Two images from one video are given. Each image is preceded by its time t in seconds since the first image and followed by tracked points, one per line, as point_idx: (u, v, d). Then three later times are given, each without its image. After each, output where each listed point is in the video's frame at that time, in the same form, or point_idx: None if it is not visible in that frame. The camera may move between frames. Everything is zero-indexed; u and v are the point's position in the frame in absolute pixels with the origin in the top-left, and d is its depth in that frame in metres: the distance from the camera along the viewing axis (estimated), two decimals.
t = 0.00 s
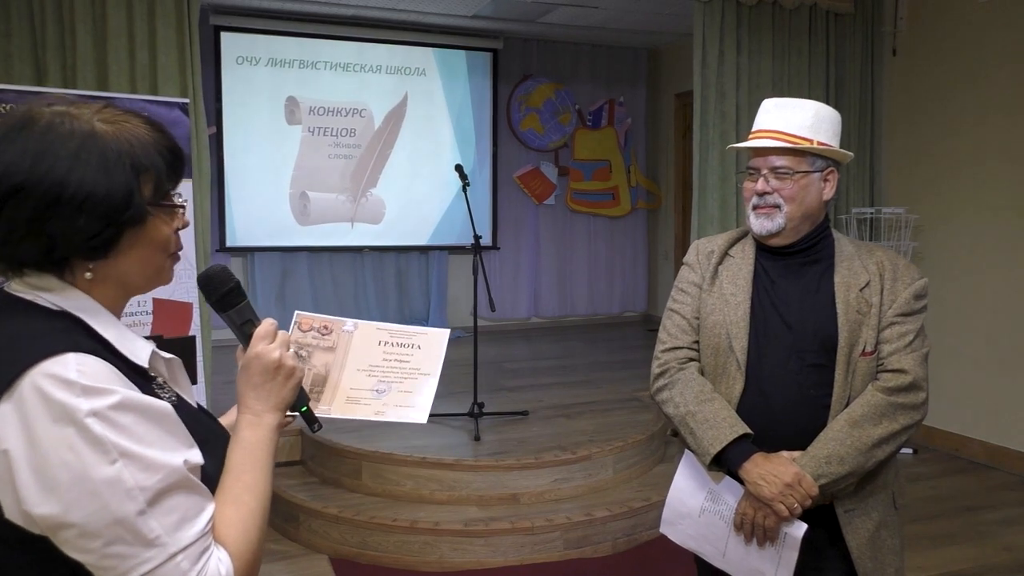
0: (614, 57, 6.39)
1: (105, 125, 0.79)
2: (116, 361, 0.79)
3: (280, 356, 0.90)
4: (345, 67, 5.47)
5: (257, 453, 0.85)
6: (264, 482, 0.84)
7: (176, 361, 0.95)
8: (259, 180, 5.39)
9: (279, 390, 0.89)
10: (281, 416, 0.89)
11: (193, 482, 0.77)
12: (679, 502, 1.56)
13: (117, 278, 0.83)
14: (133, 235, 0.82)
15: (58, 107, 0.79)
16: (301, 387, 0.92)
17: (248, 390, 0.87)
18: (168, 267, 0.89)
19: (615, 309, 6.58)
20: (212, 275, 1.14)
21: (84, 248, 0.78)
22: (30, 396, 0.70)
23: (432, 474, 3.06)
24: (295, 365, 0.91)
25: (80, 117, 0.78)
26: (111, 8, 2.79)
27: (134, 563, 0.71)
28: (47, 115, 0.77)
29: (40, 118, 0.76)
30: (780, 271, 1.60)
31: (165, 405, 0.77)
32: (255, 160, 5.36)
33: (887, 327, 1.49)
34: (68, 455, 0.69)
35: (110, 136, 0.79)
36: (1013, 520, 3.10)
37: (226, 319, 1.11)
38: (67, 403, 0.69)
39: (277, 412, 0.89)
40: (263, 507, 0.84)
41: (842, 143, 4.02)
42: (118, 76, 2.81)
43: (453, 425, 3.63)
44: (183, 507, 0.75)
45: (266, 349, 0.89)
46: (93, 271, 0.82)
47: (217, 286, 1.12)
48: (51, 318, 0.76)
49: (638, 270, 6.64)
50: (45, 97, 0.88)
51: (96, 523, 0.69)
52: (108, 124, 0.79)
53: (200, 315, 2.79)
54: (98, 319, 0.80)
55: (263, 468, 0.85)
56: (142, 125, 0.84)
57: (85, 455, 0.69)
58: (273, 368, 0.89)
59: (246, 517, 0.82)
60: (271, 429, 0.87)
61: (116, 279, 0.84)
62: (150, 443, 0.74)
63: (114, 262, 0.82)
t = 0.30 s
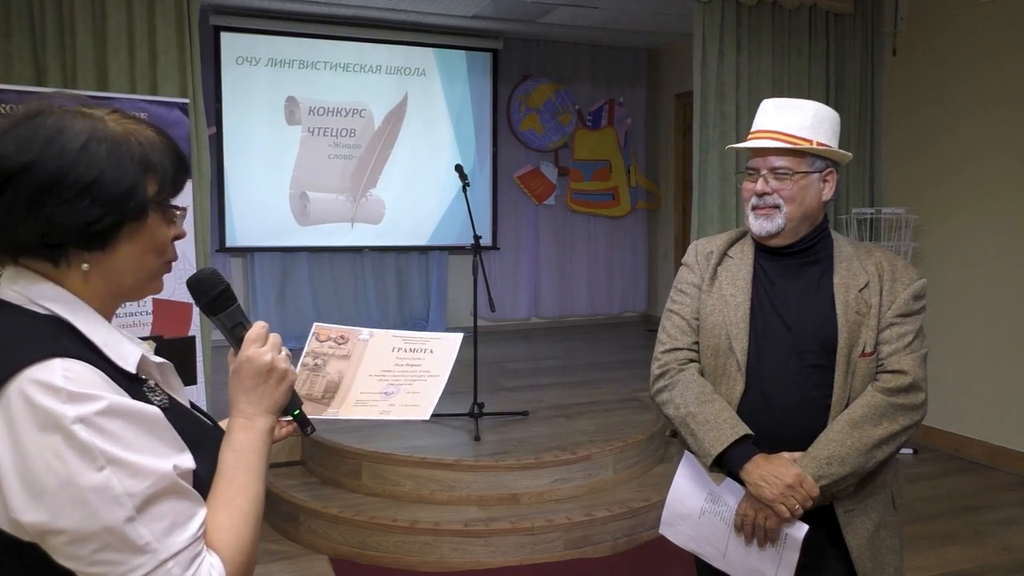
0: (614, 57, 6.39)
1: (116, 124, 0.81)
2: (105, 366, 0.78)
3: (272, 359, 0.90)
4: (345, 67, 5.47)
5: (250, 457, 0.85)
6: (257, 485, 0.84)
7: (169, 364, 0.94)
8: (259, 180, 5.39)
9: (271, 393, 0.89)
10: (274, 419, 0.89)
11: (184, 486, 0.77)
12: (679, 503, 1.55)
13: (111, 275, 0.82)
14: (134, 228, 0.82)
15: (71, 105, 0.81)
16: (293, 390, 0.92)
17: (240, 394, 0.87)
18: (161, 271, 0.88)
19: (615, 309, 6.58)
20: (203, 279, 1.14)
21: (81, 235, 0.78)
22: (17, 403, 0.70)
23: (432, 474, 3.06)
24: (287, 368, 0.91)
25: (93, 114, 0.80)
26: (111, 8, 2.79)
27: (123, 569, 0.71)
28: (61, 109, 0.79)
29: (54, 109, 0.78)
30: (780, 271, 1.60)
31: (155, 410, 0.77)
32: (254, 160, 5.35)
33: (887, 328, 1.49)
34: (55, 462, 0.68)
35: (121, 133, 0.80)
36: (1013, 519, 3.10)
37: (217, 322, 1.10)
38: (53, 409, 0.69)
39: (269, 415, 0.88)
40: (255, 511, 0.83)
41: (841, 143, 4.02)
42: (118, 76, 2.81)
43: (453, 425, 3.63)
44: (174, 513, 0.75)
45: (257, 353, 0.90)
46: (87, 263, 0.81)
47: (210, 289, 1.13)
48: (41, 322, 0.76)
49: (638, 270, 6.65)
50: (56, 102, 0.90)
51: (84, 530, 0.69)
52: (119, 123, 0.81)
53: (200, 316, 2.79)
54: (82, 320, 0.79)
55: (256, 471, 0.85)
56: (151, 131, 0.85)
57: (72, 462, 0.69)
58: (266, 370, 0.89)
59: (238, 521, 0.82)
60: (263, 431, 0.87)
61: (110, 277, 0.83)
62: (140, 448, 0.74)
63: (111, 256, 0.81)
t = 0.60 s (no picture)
0: (615, 57, 6.39)
1: (115, 124, 0.80)
2: (109, 360, 0.79)
3: (273, 356, 0.90)
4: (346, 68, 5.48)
5: (252, 453, 0.85)
6: (260, 481, 0.85)
7: (170, 363, 0.96)
8: (260, 180, 5.39)
9: (272, 390, 0.90)
10: (275, 416, 0.89)
11: (191, 480, 0.78)
12: (678, 503, 1.55)
13: (120, 277, 0.83)
14: (139, 230, 0.82)
15: (68, 106, 0.80)
16: (293, 387, 0.92)
17: (241, 391, 0.87)
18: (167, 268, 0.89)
19: (616, 309, 6.58)
20: (202, 275, 1.13)
21: (90, 239, 0.78)
22: (24, 395, 0.69)
23: (433, 474, 3.06)
24: (287, 365, 0.91)
25: (92, 116, 0.80)
26: (112, 8, 2.79)
27: (131, 562, 0.71)
28: (59, 112, 0.78)
29: (54, 112, 0.77)
30: (778, 272, 1.60)
31: (161, 404, 0.77)
32: (255, 160, 5.36)
33: (885, 328, 1.49)
34: (65, 453, 0.68)
35: (121, 134, 0.80)
36: (1013, 520, 3.09)
37: (218, 320, 1.11)
38: (62, 400, 0.69)
39: (271, 412, 0.89)
40: (257, 507, 0.84)
41: (842, 143, 4.02)
42: (119, 76, 2.81)
43: (454, 425, 3.63)
44: (181, 505, 0.76)
45: (258, 349, 0.90)
46: (98, 265, 0.81)
47: (210, 286, 1.12)
48: (47, 316, 0.75)
49: (639, 270, 6.65)
50: (51, 100, 0.89)
51: (93, 521, 0.69)
52: (118, 123, 0.81)
53: (200, 316, 2.79)
54: (91, 319, 0.80)
55: (258, 468, 0.85)
56: (149, 128, 0.85)
57: (81, 453, 0.69)
58: (267, 367, 0.89)
59: (241, 517, 0.82)
60: (265, 428, 0.87)
61: (119, 278, 0.83)
62: (147, 440, 0.74)
63: (119, 257, 0.82)
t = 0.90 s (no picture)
0: (616, 57, 6.39)
1: (101, 121, 0.81)
2: (107, 358, 0.79)
3: (276, 351, 0.90)
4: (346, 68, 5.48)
5: (253, 449, 0.85)
6: (261, 479, 0.85)
7: (169, 362, 0.96)
8: (261, 180, 5.40)
9: (274, 386, 0.89)
10: (278, 412, 0.89)
11: (188, 477, 0.78)
12: (677, 503, 1.56)
13: (117, 273, 0.83)
14: (128, 226, 0.82)
15: (57, 106, 0.81)
16: (296, 382, 0.92)
17: (243, 386, 0.87)
18: (166, 265, 0.89)
19: (617, 309, 6.58)
20: (205, 271, 1.14)
21: (79, 236, 0.78)
22: (22, 390, 0.69)
23: (434, 475, 3.06)
24: (289, 360, 0.91)
25: (79, 114, 0.80)
26: (113, 7, 2.79)
27: (129, 558, 0.71)
28: (47, 109, 0.79)
29: (40, 111, 0.78)
30: (776, 272, 1.60)
31: (158, 401, 0.77)
32: (256, 161, 5.36)
33: (883, 327, 1.49)
34: (63, 449, 0.69)
35: (107, 130, 0.80)
36: (1014, 520, 3.09)
37: (221, 315, 1.11)
38: (60, 396, 0.69)
39: (273, 407, 0.89)
40: (258, 504, 0.84)
41: (843, 143, 4.02)
42: (120, 76, 2.81)
43: (454, 425, 3.63)
44: (179, 502, 0.76)
45: (260, 345, 0.89)
46: (87, 264, 0.82)
47: (212, 281, 1.12)
48: (46, 315, 0.76)
49: (640, 270, 6.65)
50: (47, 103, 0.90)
51: (90, 516, 0.69)
52: (104, 120, 0.81)
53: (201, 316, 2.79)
54: (91, 316, 0.81)
55: (259, 465, 0.85)
56: (139, 124, 0.85)
57: (79, 448, 0.69)
58: (268, 363, 0.89)
59: (240, 515, 0.82)
60: (266, 424, 0.87)
61: (113, 275, 0.83)
62: (144, 437, 0.74)
63: (108, 252, 0.82)
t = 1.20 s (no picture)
0: (616, 57, 6.39)
1: (94, 117, 0.85)
2: (81, 366, 0.78)
3: (262, 353, 0.88)
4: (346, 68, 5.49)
5: (236, 457, 0.84)
6: (244, 488, 0.84)
7: (157, 366, 0.94)
8: (261, 180, 5.40)
9: (262, 388, 0.88)
10: (265, 415, 0.88)
11: (159, 486, 0.78)
12: (677, 504, 1.56)
13: (97, 263, 0.83)
14: (109, 213, 0.83)
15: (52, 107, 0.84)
16: (284, 384, 0.91)
17: (230, 389, 0.86)
18: (153, 264, 0.88)
19: (618, 309, 6.58)
20: (189, 270, 1.13)
21: (53, 219, 0.78)
22: None
23: (434, 475, 3.06)
24: (278, 362, 0.90)
25: (71, 112, 0.83)
26: (113, 7, 2.80)
27: (98, 572, 0.72)
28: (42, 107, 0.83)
29: (36, 105, 0.82)
30: (773, 272, 1.60)
31: (127, 408, 0.77)
32: (255, 161, 5.36)
33: (881, 326, 1.49)
34: (26, 461, 0.69)
35: (98, 123, 0.83)
36: (1014, 520, 3.09)
37: (206, 315, 1.11)
38: (22, 406, 0.69)
39: (260, 410, 0.88)
40: (239, 511, 0.83)
41: (843, 143, 4.02)
42: (119, 76, 2.82)
43: (454, 425, 3.63)
44: (149, 514, 0.76)
45: (246, 347, 0.88)
46: (65, 252, 0.81)
47: (195, 281, 1.12)
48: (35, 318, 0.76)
49: (640, 270, 6.64)
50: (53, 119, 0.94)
51: (55, 529, 0.70)
52: (97, 116, 0.85)
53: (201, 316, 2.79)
54: (69, 318, 0.80)
55: (243, 471, 0.84)
56: (132, 126, 0.89)
57: (42, 461, 0.69)
58: (255, 364, 0.88)
59: (220, 522, 0.81)
60: (253, 429, 0.87)
61: (95, 265, 0.83)
62: (112, 446, 0.74)
63: (85, 240, 0.82)
